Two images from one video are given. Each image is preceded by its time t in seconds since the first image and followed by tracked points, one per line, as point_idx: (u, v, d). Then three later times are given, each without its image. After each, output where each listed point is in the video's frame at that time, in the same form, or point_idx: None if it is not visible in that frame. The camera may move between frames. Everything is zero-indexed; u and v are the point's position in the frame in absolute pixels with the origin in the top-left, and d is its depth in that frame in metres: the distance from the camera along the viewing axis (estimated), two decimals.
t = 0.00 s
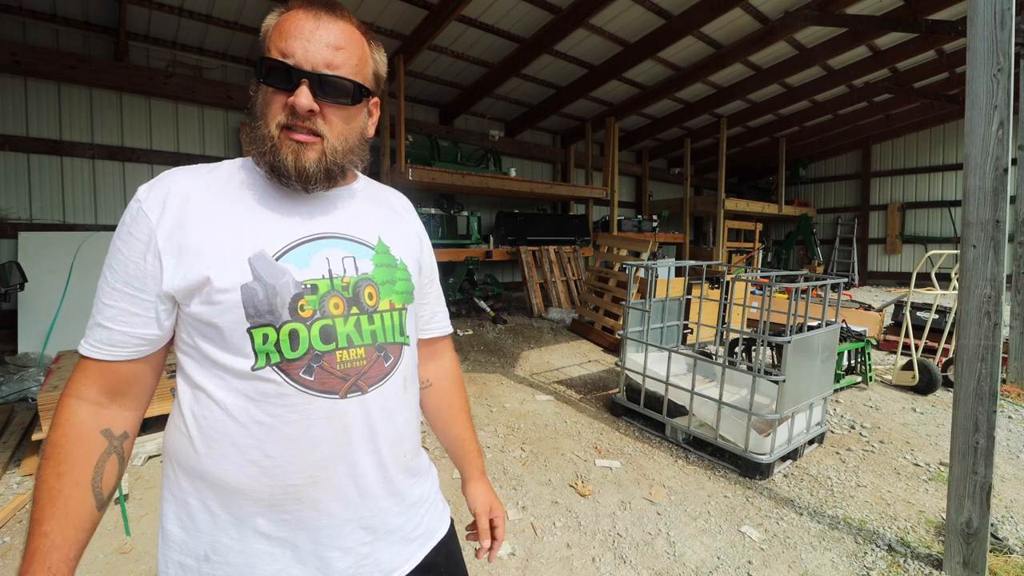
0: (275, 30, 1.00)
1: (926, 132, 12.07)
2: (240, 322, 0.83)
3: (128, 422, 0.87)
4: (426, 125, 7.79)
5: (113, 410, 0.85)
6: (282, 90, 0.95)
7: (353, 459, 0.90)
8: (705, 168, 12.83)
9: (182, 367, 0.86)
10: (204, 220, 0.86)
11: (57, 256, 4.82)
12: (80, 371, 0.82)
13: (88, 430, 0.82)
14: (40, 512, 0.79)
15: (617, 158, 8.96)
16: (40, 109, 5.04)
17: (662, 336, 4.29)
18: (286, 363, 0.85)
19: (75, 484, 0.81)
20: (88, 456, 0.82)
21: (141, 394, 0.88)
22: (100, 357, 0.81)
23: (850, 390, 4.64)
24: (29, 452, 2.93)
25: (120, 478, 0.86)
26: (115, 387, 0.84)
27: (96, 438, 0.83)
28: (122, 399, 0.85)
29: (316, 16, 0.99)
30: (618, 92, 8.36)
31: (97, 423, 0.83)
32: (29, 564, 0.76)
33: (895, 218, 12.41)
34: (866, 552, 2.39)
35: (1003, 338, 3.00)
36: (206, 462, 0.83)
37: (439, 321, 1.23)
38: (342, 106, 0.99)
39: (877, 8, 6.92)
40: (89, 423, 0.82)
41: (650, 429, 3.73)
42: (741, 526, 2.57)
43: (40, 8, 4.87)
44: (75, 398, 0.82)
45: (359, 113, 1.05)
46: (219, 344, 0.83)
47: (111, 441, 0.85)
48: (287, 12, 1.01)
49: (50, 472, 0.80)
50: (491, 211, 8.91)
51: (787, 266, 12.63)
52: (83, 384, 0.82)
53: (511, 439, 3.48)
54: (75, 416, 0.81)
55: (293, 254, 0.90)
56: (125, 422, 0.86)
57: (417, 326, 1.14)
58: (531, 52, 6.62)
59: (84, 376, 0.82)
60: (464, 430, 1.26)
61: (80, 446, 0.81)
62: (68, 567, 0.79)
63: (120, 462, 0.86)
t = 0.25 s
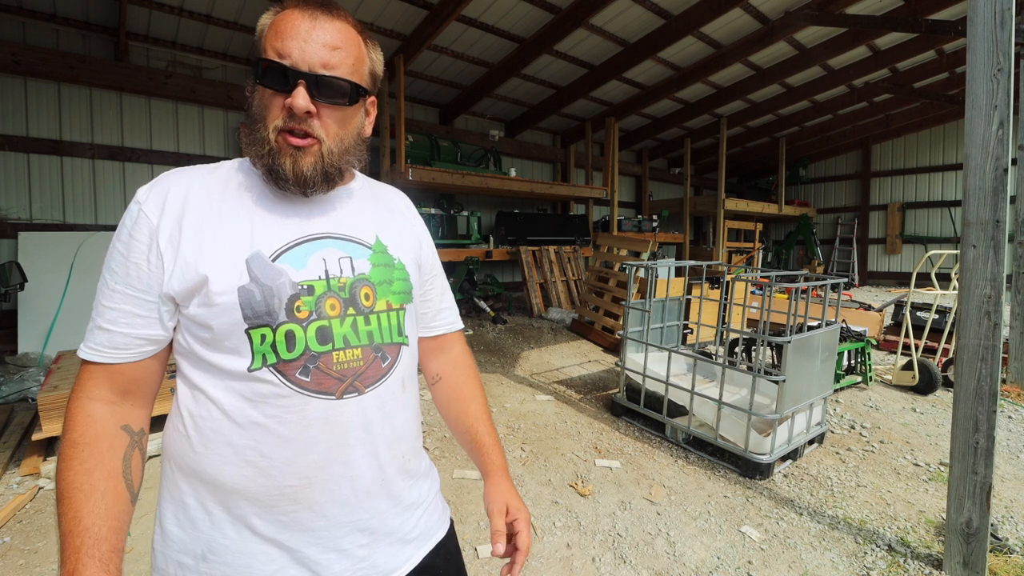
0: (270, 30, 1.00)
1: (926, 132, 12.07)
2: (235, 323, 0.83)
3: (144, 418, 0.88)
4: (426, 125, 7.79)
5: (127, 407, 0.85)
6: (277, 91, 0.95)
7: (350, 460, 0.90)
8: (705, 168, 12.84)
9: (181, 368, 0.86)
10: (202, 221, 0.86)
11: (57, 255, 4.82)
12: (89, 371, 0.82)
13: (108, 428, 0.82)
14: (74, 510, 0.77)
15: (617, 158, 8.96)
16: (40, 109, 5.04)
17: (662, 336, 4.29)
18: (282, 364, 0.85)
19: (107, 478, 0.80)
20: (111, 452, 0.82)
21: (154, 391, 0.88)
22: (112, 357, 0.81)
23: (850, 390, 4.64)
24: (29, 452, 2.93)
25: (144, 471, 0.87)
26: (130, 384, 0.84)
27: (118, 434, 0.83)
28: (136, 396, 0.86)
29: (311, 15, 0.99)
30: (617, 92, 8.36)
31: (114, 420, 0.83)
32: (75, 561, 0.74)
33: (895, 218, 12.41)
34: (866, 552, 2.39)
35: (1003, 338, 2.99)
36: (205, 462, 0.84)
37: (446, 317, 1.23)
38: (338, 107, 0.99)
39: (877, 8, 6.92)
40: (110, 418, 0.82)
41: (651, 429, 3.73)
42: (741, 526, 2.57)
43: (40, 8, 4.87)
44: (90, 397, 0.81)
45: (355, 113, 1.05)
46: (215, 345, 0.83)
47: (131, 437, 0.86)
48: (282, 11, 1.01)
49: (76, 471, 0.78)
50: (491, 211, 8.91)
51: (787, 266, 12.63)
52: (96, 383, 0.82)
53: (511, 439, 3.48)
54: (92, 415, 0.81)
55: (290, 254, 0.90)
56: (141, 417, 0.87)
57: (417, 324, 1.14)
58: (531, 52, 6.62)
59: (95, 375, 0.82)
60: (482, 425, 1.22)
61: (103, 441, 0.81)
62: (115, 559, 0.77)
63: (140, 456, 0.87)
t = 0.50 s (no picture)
0: (272, 29, 0.98)
1: (926, 132, 12.07)
2: (231, 328, 0.83)
3: (138, 421, 0.89)
4: (426, 125, 7.80)
5: (122, 410, 0.86)
6: (282, 94, 0.94)
7: (348, 464, 0.90)
8: (705, 168, 12.84)
9: (180, 371, 0.86)
10: (197, 224, 0.86)
11: (57, 255, 4.82)
12: (84, 375, 0.83)
13: (102, 432, 0.84)
14: (67, 516, 0.79)
15: (617, 158, 8.96)
16: (40, 109, 5.04)
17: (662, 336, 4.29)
18: (279, 368, 0.86)
19: (100, 484, 0.83)
20: (104, 456, 0.84)
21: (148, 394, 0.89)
22: (106, 363, 0.82)
23: (850, 390, 4.64)
24: (29, 452, 2.93)
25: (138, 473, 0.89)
26: (123, 390, 0.85)
27: (112, 439, 0.85)
28: (130, 401, 0.87)
29: (316, 15, 0.99)
30: (617, 92, 8.37)
31: (109, 424, 0.85)
32: (66, 565, 0.78)
33: (895, 218, 12.41)
34: (866, 552, 2.39)
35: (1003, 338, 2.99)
36: (203, 464, 0.84)
37: (444, 319, 1.23)
38: (345, 110, 0.99)
39: (877, 8, 6.92)
40: (102, 424, 0.84)
41: (651, 429, 3.73)
42: (741, 526, 2.57)
43: (40, 8, 4.87)
44: (85, 402, 0.83)
45: (360, 115, 1.05)
46: (211, 349, 0.83)
47: (126, 441, 0.87)
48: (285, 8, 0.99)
49: (69, 478, 0.81)
50: (491, 211, 8.91)
51: (787, 266, 12.63)
52: (90, 389, 0.83)
53: (511, 439, 3.48)
54: (87, 420, 0.82)
55: (286, 258, 0.90)
56: (135, 421, 0.88)
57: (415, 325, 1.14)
58: (531, 52, 6.62)
59: (89, 380, 0.83)
60: (467, 431, 1.24)
61: (97, 447, 0.83)
62: (104, 564, 0.80)
63: (134, 459, 0.88)
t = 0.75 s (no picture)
0: (316, 32, 0.95)
1: (926, 132, 12.07)
2: (232, 331, 0.83)
3: (115, 430, 0.87)
4: (426, 125, 7.79)
5: (100, 417, 0.85)
6: (367, 112, 0.98)
7: (350, 465, 0.90)
8: (705, 168, 12.84)
9: (177, 373, 0.86)
10: (191, 226, 0.84)
11: (57, 255, 4.82)
12: (69, 379, 0.83)
13: (76, 440, 0.83)
14: (31, 518, 0.81)
15: (617, 158, 8.97)
16: (40, 109, 5.04)
17: (662, 336, 4.30)
18: (281, 371, 0.85)
19: (64, 492, 0.83)
20: (76, 465, 0.83)
21: (128, 402, 0.88)
22: (89, 368, 0.82)
23: (850, 390, 4.64)
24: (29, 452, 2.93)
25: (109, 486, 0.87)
26: (102, 397, 0.84)
27: (85, 446, 0.85)
28: (110, 408, 0.86)
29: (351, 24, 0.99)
30: (617, 92, 8.37)
31: (85, 431, 0.84)
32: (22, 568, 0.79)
33: (895, 218, 12.41)
34: (866, 552, 2.39)
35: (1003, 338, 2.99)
36: (201, 469, 0.83)
37: (435, 316, 1.24)
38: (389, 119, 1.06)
39: (877, 8, 6.92)
40: (77, 431, 0.83)
41: (650, 429, 3.73)
42: (741, 526, 2.57)
43: (40, 8, 4.87)
44: (63, 408, 0.83)
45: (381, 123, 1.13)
46: (213, 352, 0.83)
47: (100, 449, 0.86)
48: (323, 10, 0.97)
49: (41, 480, 0.82)
50: (491, 211, 8.91)
51: (787, 266, 12.63)
52: (71, 393, 0.83)
53: (511, 439, 3.48)
54: (63, 426, 0.83)
55: (285, 260, 0.88)
56: (113, 429, 0.87)
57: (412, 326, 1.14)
58: (531, 52, 6.62)
59: (72, 385, 0.83)
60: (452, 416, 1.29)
61: (69, 453, 0.83)
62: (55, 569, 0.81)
63: (108, 469, 0.87)
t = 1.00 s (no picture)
0: (342, 41, 0.96)
1: (926, 132, 12.07)
2: (245, 332, 0.82)
3: (109, 439, 0.83)
4: (426, 125, 7.79)
5: (94, 427, 0.81)
6: (383, 118, 1.01)
7: (363, 459, 0.91)
8: (705, 168, 12.84)
9: (175, 378, 0.84)
10: (197, 228, 0.82)
11: (57, 255, 4.82)
12: (56, 386, 0.77)
13: (69, 451, 0.79)
14: (19, 537, 0.75)
15: (617, 158, 8.97)
16: (40, 109, 5.04)
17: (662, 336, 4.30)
18: (295, 370, 0.85)
19: (56, 509, 0.78)
20: (69, 479, 0.78)
21: (122, 409, 0.84)
22: (83, 375, 0.77)
23: (850, 390, 4.64)
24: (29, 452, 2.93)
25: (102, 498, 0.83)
26: (96, 406, 0.80)
27: (79, 458, 0.80)
28: (103, 416, 0.81)
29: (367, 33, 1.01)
30: (617, 92, 8.37)
31: (78, 442, 0.79)
32: None
33: (895, 218, 12.41)
34: (866, 552, 2.39)
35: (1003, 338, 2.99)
36: (209, 473, 0.81)
37: (422, 313, 1.23)
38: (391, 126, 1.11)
39: (877, 8, 6.92)
40: (70, 442, 0.78)
41: (650, 429, 3.73)
42: (741, 526, 2.57)
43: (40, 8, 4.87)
44: (54, 418, 0.77)
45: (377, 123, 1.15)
46: (222, 354, 0.81)
47: (94, 460, 0.82)
48: (343, 20, 0.99)
49: (28, 497, 0.76)
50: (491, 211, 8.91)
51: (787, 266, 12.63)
52: (62, 402, 0.78)
53: (511, 439, 3.48)
54: (54, 437, 0.77)
55: (295, 260, 0.88)
56: (106, 439, 0.83)
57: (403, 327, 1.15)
58: (531, 52, 6.62)
59: (61, 393, 0.77)
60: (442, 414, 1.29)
61: (61, 467, 0.78)
62: None
63: (100, 481, 0.83)
